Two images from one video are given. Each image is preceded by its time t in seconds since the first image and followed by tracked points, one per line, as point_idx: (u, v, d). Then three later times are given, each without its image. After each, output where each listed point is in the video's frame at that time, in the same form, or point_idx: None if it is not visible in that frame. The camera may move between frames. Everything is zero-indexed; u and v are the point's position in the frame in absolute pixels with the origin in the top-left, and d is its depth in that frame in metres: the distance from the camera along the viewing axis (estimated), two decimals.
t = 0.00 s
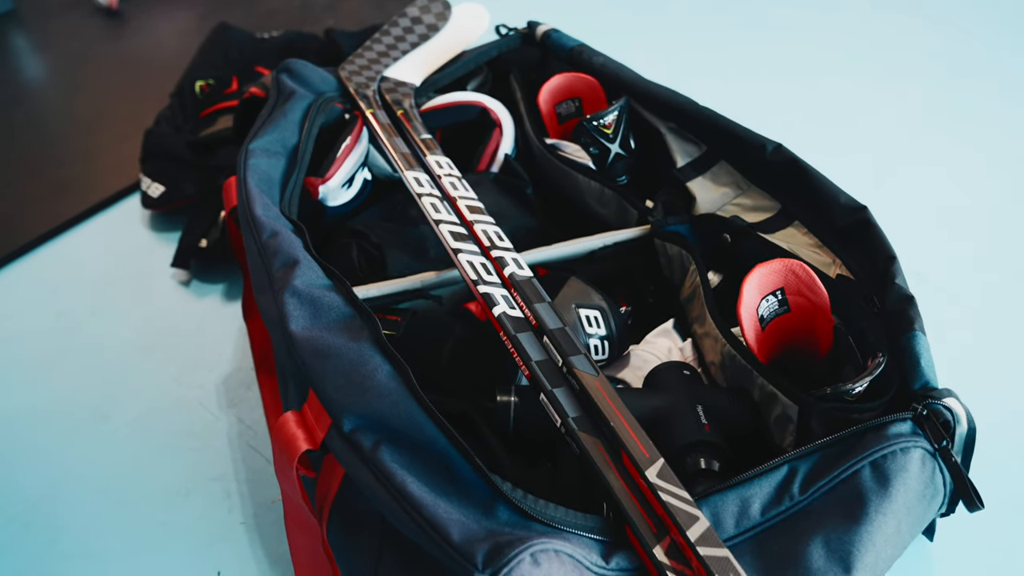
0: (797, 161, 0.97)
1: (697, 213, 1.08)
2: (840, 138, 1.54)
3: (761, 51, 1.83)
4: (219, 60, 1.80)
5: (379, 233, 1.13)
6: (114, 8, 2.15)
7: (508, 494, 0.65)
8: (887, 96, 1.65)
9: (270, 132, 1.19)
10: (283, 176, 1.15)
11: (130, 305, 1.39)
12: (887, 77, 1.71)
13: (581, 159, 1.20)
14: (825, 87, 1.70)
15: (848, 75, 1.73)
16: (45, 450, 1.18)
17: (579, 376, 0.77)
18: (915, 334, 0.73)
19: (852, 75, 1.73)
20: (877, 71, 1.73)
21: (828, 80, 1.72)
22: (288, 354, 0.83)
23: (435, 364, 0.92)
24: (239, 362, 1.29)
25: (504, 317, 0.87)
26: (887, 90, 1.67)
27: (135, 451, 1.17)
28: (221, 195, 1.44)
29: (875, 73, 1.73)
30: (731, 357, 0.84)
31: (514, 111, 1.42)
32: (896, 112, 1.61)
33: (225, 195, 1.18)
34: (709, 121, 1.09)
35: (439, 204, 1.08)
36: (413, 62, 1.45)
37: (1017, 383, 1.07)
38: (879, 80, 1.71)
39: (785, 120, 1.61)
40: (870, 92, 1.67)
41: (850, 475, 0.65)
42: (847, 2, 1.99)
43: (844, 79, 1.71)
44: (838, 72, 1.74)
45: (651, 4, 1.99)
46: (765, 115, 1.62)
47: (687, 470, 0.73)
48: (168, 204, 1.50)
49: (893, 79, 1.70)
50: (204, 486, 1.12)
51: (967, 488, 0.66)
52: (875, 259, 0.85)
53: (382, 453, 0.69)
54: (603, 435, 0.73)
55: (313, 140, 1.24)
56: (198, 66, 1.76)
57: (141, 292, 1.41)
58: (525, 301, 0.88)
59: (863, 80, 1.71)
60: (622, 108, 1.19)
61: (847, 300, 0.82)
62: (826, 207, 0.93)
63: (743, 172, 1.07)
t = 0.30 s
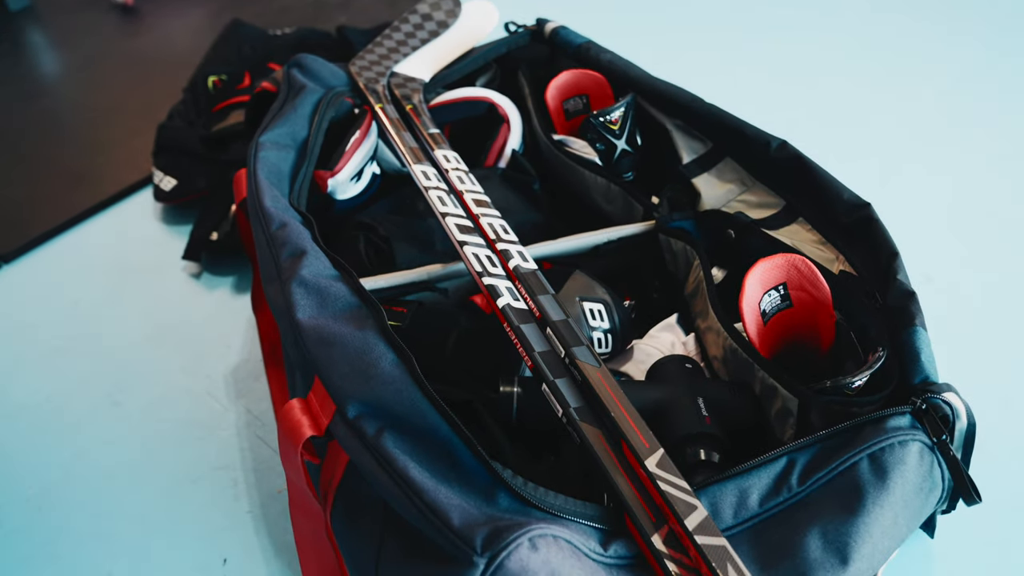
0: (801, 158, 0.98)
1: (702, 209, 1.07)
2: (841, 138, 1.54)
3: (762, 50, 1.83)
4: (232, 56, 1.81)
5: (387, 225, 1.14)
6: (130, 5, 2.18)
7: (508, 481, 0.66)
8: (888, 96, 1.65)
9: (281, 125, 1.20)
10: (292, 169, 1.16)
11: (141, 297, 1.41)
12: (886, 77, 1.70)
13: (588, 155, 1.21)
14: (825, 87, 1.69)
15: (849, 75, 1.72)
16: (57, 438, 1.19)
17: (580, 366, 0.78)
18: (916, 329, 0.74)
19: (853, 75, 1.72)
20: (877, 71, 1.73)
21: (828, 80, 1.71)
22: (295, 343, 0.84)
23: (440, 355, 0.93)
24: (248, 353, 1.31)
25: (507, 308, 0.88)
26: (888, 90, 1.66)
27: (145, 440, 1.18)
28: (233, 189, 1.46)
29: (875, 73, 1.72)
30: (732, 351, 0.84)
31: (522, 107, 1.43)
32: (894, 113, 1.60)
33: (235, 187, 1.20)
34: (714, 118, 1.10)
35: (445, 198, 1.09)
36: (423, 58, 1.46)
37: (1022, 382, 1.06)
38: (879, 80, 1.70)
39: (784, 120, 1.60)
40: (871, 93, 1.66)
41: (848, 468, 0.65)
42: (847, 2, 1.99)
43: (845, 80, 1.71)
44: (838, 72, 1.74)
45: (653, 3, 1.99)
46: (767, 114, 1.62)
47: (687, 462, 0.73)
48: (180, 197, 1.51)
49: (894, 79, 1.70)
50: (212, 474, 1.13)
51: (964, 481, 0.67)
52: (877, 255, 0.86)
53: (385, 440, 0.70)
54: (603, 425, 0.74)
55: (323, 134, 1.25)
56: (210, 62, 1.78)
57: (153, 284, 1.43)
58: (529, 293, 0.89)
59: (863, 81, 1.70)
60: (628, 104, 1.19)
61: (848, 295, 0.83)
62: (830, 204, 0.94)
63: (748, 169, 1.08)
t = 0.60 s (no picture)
0: (806, 155, 0.98)
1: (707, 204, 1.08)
2: (842, 137, 1.53)
3: (763, 48, 1.83)
4: (243, 52, 1.83)
5: (394, 219, 1.15)
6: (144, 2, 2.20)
7: (508, 468, 0.67)
8: (888, 96, 1.64)
9: (290, 119, 1.21)
10: (301, 163, 1.17)
11: (151, 290, 1.43)
12: (886, 77, 1.70)
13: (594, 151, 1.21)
14: (826, 86, 1.69)
15: (849, 74, 1.72)
16: (67, 427, 1.21)
17: (582, 357, 0.79)
18: (915, 325, 0.74)
19: (852, 74, 1.72)
20: (876, 71, 1.72)
21: (829, 79, 1.71)
22: (300, 332, 0.85)
23: (443, 345, 0.93)
24: (256, 345, 1.32)
25: (511, 300, 0.88)
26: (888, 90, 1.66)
27: (153, 430, 1.20)
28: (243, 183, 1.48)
29: (875, 73, 1.72)
30: (733, 345, 0.85)
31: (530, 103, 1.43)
32: (892, 112, 1.60)
33: (244, 180, 1.21)
34: (720, 114, 1.10)
35: (451, 191, 1.10)
36: (432, 53, 1.47)
37: None
38: (880, 80, 1.70)
39: (783, 118, 1.60)
40: (871, 92, 1.66)
41: (846, 459, 0.66)
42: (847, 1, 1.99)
43: (845, 79, 1.70)
44: (838, 72, 1.73)
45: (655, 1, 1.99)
46: (772, 113, 1.62)
47: (687, 453, 0.74)
48: (191, 191, 1.53)
49: (894, 79, 1.69)
50: (219, 464, 1.15)
51: (962, 474, 0.68)
52: (879, 252, 0.86)
53: (388, 427, 0.71)
54: (604, 415, 0.74)
55: (332, 128, 1.26)
56: (222, 57, 1.80)
57: (163, 277, 1.45)
58: (532, 285, 0.90)
59: (863, 80, 1.70)
60: (634, 101, 1.20)
61: (849, 291, 0.83)
62: (834, 200, 0.94)
63: (753, 166, 1.08)
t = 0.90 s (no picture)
0: (809, 152, 0.98)
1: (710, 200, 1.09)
2: (847, 137, 1.53)
3: (764, 48, 1.83)
4: (252, 48, 1.84)
5: (400, 213, 1.16)
6: None
7: (508, 456, 0.68)
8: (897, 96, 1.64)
9: (299, 113, 1.23)
10: (309, 156, 1.18)
11: (160, 282, 1.44)
12: (886, 77, 1.70)
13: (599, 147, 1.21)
14: (831, 86, 1.69)
15: (848, 75, 1.72)
16: (76, 417, 1.23)
17: (584, 349, 0.80)
18: (915, 319, 0.75)
19: (858, 74, 1.72)
20: (876, 71, 1.72)
21: (835, 79, 1.71)
22: (306, 321, 0.87)
23: (447, 337, 0.94)
24: (263, 337, 1.34)
25: (514, 292, 0.89)
26: (887, 90, 1.66)
27: (161, 420, 1.21)
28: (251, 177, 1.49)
29: (874, 73, 1.72)
30: (733, 338, 0.86)
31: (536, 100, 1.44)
32: (892, 112, 1.59)
33: (252, 173, 1.23)
34: (724, 111, 1.11)
35: (457, 184, 1.11)
36: (440, 50, 1.48)
37: None
38: (879, 80, 1.69)
39: (786, 118, 1.60)
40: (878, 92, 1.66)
41: (843, 451, 0.66)
42: (846, 1, 1.99)
43: (845, 79, 1.70)
44: (838, 72, 1.73)
45: None
46: (777, 113, 1.62)
47: (686, 444, 0.75)
48: (200, 185, 1.54)
49: (894, 79, 1.69)
50: (225, 454, 1.16)
51: (958, 467, 0.69)
52: (881, 248, 0.87)
53: (391, 414, 0.72)
54: (604, 406, 0.75)
55: (340, 123, 1.27)
56: (232, 53, 1.81)
57: (172, 270, 1.46)
58: (536, 278, 0.91)
59: (863, 80, 1.70)
60: (639, 98, 1.20)
61: (849, 287, 0.84)
62: (836, 197, 0.94)
63: (757, 163, 1.08)
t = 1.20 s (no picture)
0: (812, 149, 0.99)
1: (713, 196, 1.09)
2: (853, 136, 1.53)
3: (766, 47, 1.83)
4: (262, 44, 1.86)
5: (406, 207, 1.17)
6: None
7: (509, 444, 0.69)
8: (903, 96, 1.64)
9: (306, 107, 1.24)
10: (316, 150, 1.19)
11: (169, 275, 1.46)
12: (890, 77, 1.70)
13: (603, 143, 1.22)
14: (837, 86, 1.69)
15: (854, 75, 1.72)
16: (86, 407, 1.24)
17: (585, 340, 0.81)
18: (914, 314, 0.75)
19: (865, 74, 1.72)
20: (881, 71, 1.72)
21: (841, 79, 1.71)
22: (311, 311, 0.88)
23: (451, 328, 0.96)
24: (269, 330, 1.35)
25: (517, 284, 0.90)
26: (891, 90, 1.66)
27: (168, 411, 1.23)
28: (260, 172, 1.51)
29: (879, 73, 1.72)
30: (734, 330, 0.87)
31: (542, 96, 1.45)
32: (895, 112, 1.60)
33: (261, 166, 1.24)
34: (728, 108, 1.11)
35: (462, 179, 1.12)
36: (447, 46, 1.49)
37: None
38: (884, 80, 1.69)
39: (791, 117, 1.60)
40: (885, 92, 1.65)
41: (841, 442, 0.67)
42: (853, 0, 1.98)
43: (851, 79, 1.70)
44: (844, 71, 1.73)
45: None
46: (783, 112, 1.62)
47: (685, 435, 0.75)
48: (209, 179, 1.56)
49: (899, 79, 1.69)
50: (231, 445, 1.18)
51: (954, 459, 0.70)
52: (881, 243, 0.87)
53: (393, 402, 0.73)
54: (604, 396, 0.76)
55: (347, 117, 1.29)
56: (241, 49, 1.83)
57: (181, 263, 1.48)
58: (539, 271, 0.92)
59: (866, 80, 1.69)
60: (643, 95, 1.21)
61: (850, 281, 0.85)
62: (837, 193, 0.95)
63: (760, 159, 1.09)
